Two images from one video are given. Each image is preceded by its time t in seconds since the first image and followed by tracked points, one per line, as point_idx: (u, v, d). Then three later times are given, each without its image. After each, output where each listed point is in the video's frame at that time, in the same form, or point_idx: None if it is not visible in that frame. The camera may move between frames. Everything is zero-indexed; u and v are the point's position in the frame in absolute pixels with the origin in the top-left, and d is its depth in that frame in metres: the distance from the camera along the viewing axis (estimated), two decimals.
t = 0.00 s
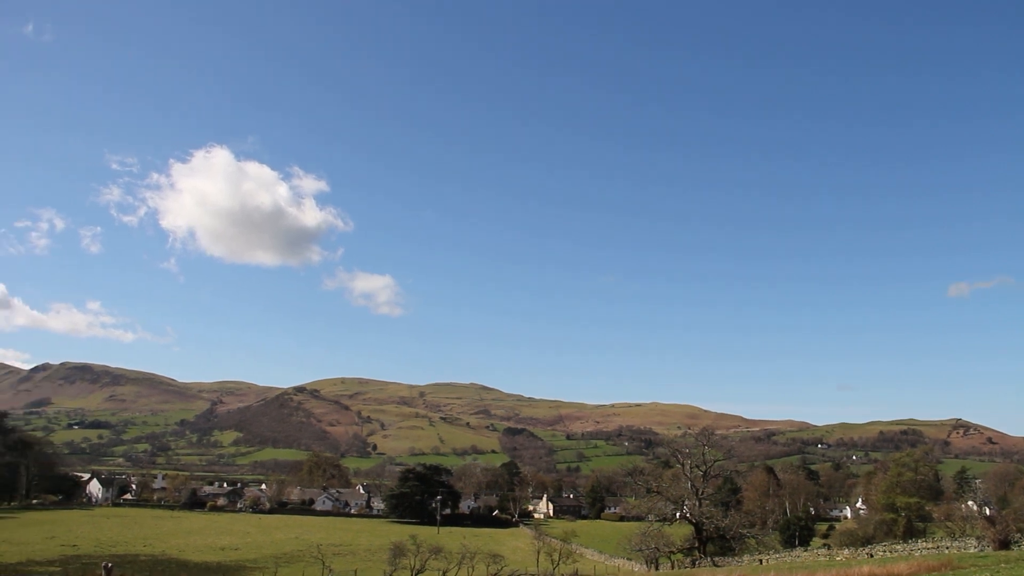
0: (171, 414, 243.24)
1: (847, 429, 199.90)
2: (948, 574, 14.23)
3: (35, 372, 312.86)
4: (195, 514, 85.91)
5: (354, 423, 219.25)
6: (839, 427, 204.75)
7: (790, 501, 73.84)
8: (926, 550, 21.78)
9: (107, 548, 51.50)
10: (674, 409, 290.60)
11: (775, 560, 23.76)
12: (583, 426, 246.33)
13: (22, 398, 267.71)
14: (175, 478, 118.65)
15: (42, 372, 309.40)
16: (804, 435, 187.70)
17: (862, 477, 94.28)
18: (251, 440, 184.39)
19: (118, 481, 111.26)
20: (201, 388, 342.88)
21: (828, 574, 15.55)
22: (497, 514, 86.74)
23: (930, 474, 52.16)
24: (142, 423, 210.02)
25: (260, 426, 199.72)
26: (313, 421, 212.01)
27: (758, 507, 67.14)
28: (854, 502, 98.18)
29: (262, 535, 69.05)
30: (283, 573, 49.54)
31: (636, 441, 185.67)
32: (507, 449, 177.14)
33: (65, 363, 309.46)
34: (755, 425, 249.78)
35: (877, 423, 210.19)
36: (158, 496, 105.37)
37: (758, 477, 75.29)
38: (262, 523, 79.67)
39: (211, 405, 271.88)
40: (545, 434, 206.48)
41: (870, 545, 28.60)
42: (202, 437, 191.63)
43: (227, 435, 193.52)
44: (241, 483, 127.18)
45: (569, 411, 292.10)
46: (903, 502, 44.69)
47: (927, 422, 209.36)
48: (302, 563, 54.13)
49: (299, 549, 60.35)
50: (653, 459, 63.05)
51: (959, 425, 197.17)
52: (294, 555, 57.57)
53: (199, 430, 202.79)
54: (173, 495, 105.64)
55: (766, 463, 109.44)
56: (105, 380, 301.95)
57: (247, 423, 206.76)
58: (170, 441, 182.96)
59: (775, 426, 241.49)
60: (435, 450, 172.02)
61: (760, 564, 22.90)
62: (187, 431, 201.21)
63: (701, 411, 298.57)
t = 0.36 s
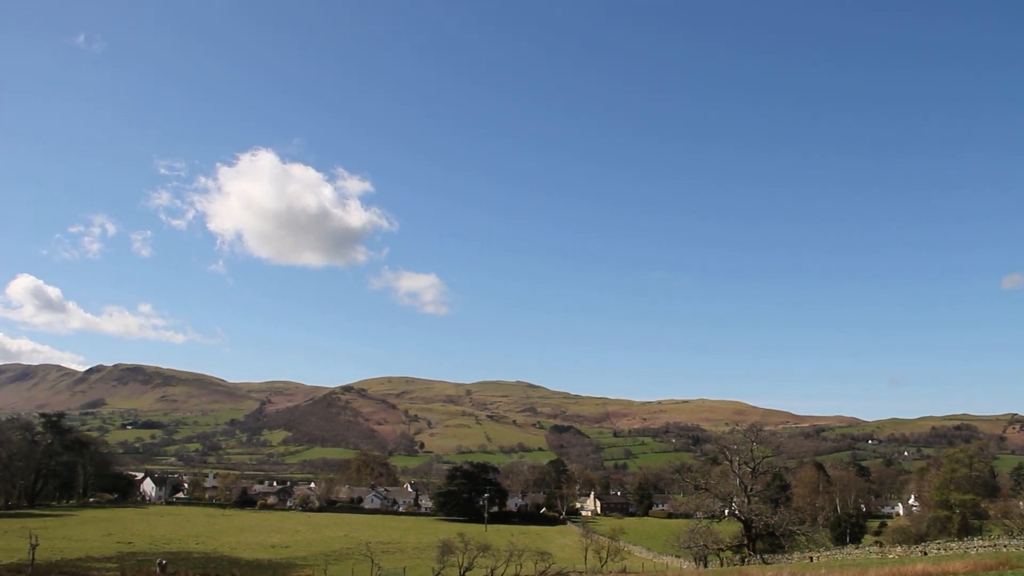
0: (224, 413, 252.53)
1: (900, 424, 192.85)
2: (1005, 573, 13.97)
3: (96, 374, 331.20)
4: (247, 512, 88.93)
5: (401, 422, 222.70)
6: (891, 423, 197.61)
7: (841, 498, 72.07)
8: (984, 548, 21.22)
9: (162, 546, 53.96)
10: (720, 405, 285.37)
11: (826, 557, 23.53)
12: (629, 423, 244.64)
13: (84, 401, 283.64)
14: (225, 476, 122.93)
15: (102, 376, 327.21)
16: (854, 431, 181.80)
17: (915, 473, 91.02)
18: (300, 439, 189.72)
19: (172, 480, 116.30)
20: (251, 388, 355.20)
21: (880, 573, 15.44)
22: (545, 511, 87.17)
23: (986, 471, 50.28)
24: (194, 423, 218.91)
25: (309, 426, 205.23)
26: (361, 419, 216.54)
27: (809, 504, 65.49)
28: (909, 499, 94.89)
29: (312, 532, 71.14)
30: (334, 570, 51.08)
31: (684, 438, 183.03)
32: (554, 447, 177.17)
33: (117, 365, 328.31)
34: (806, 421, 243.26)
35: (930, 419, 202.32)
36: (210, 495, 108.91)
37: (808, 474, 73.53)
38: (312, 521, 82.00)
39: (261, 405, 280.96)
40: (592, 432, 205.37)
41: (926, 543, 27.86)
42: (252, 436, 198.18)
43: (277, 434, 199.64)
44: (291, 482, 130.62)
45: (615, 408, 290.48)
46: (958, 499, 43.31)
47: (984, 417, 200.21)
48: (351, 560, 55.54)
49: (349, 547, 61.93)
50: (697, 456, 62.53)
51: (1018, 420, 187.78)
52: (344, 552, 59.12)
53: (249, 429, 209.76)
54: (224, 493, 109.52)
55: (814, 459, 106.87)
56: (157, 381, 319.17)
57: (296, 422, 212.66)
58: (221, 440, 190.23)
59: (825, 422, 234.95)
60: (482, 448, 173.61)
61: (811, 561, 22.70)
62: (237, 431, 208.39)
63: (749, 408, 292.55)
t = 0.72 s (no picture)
0: (255, 406, 258.22)
1: (932, 415, 188.11)
2: None
3: (130, 369, 341.62)
4: (278, 505, 91.01)
5: (430, 414, 224.90)
6: (923, 413, 192.85)
7: (872, 490, 70.99)
8: (1020, 539, 20.93)
9: (196, 538, 55.65)
10: (750, 396, 281.81)
11: (858, 549, 23.42)
12: (659, 414, 243.30)
13: (119, 395, 292.92)
14: (257, 468, 125.84)
15: (137, 370, 337.23)
16: (886, 422, 177.71)
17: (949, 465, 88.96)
18: (331, 431, 193.12)
19: (204, 473, 119.77)
20: (282, 381, 362.90)
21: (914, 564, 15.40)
22: (575, 503, 87.43)
23: None
24: (225, 416, 224.60)
25: (339, 418, 208.79)
26: (390, 412, 219.42)
27: (840, 495, 64.45)
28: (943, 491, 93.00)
29: (343, 524, 72.58)
30: (365, 562, 52.21)
31: (714, 429, 181.35)
32: (584, 438, 177.29)
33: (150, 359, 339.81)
34: (837, 411, 238.84)
35: (964, 409, 196.90)
36: (242, 487, 111.59)
37: (838, 464, 72.46)
38: (342, 512, 83.59)
39: (291, 398, 286.53)
40: (621, 424, 204.66)
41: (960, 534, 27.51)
42: (283, 429, 202.52)
43: (308, 427, 203.55)
44: (322, 474, 133.05)
45: (645, 400, 289.07)
46: (993, 491, 42.07)
47: None
48: (382, 552, 56.61)
49: (380, 538, 63.12)
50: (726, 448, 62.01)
51: None
52: (375, 544, 60.28)
53: (280, 423, 214.31)
54: (256, 486, 112.21)
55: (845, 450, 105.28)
56: (189, 375, 328.51)
57: (326, 415, 216.44)
58: (252, 433, 194.89)
59: (856, 412, 230.41)
60: (512, 440, 174.54)
61: (842, 553, 22.63)
62: (268, 424, 213.11)
63: (780, 398, 288.42)
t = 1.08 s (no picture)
0: (285, 402, 263.33)
1: (963, 409, 182.95)
2: None
3: (161, 366, 351.12)
4: (309, 500, 92.79)
5: (458, 409, 226.53)
6: (954, 406, 187.44)
7: (903, 485, 69.50)
8: None
9: (227, 533, 57.18)
10: (780, 390, 277.66)
11: (889, 544, 23.22)
12: (687, 409, 241.55)
13: (152, 392, 301.72)
14: (287, 464, 128.43)
15: (169, 367, 346.69)
16: (917, 415, 173.45)
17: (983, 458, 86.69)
18: (360, 427, 195.94)
19: (236, 468, 122.68)
20: (311, 377, 369.15)
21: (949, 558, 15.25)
22: (603, 498, 87.34)
23: None
24: (255, 412, 229.60)
25: (368, 414, 211.73)
26: (419, 407, 221.70)
27: (870, 489, 63.21)
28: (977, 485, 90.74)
29: (373, 519, 73.88)
30: (394, 557, 53.15)
31: (743, 423, 179.40)
32: (613, 433, 176.92)
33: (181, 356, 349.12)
34: (868, 405, 234.43)
35: (999, 403, 191.22)
36: (273, 483, 114.10)
37: (870, 459, 71.03)
38: (372, 508, 84.82)
39: (320, 394, 291.24)
40: (650, 418, 203.32)
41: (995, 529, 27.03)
42: (313, 425, 206.17)
43: (337, 423, 206.85)
44: (351, 469, 134.99)
45: (674, 394, 287.18)
46: None
47: None
48: (411, 546, 57.54)
49: (409, 533, 64.08)
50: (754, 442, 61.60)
51: None
52: (404, 539, 61.25)
53: (310, 418, 218.14)
54: (286, 481, 114.50)
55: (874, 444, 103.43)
56: (219, 371, 336.57)
57: (355, 411, 219.57)
58: (282, 429, 198.88)
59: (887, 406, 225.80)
60: (540, 435, 174.97)
61: (874, 548, 22.39)
62: (298, 420, 217.12)
63: (810, 393, 283.94)
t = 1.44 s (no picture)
0: (315, 399, 267.93)
1: (998, 403, 177.45)
2: None
3: (192, 364, 360.11)
4: (339, 496, 94.48)
5: (488, 405, 227.59)
6: (990, 400, 182.04)
7: (937, 480, 67.94)
8: None
9: (258, 529, 58.61)
10: (811, 385, 272.81)
11: (923, 540, 22.96)
12: (717, 404, 239.11)
13: (184, 389, 309.53)
14: (317, 461, 130.74)
15: (201, 365, 355.41)
16: (951, 409, 168.93)
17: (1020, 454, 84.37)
18: (389, 423, 198.33)
19: (267, 464, 125.33)
20: (340, 374, 374.63)
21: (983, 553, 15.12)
22: (633, 493, 87.19)
23: None
24: (286, 410, 234.18)
25: (398, 411, 214.12)
26: (448, 403, 223.40)
27: (903, 485, 61.99)
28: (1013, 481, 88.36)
29: (403, 515, 75.01)
30: (424, 552, 53.90)
31: (773, 418, 176.97)
32: (642, 428, 176.03)
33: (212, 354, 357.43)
34: (900, 400, 229.32)
35: None
36: (303, 479, 116.36)
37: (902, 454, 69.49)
38: (402, 504, 85.93)
39: (350, 390, 295.39)
40: (679, 413, 201.59)
41: None
42: (343, 422, 209.27)
43: (367, 419, 209.67)
44: (381, 466, 136.67)
45: (703, 389, 284.54)
46: None
47: None
48: (441, 542, 58.28)
49: (439, 529, 64.93)
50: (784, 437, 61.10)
51: None
52: (433, 534, 62.10)
53: (339, 415, 221.52)
54: (316, 477, 116.66)
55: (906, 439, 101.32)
56: (249, 368, 343.75)
57: (384, 407, 222.21)
58: (312, 426, 202.38)
59: (920, 400, 220.69)
60: (569, 430, 174.84)
61: (907, 544, 22.20)
62: (328, 417, 220.62)
63: (842, 387, 278.82)
